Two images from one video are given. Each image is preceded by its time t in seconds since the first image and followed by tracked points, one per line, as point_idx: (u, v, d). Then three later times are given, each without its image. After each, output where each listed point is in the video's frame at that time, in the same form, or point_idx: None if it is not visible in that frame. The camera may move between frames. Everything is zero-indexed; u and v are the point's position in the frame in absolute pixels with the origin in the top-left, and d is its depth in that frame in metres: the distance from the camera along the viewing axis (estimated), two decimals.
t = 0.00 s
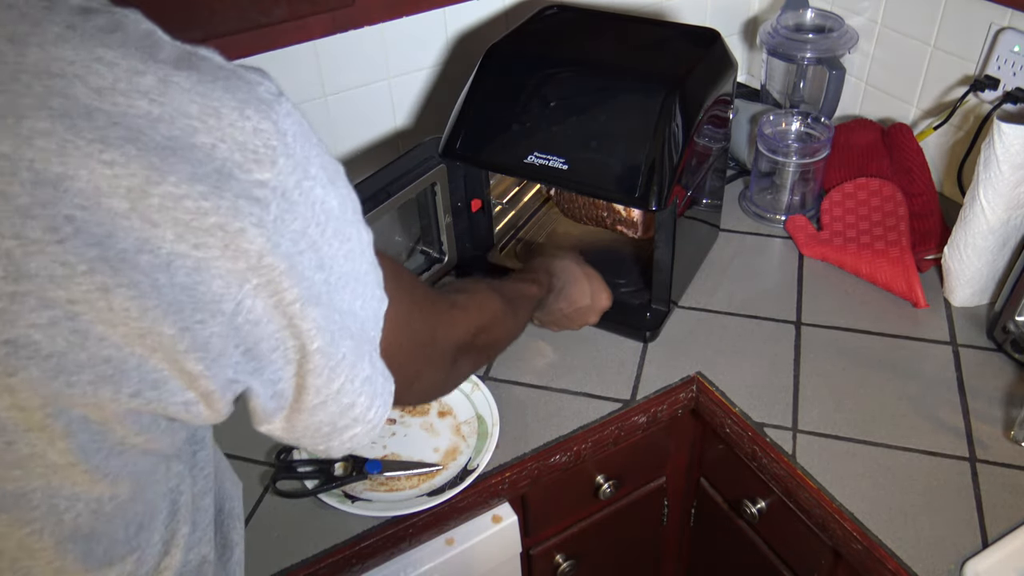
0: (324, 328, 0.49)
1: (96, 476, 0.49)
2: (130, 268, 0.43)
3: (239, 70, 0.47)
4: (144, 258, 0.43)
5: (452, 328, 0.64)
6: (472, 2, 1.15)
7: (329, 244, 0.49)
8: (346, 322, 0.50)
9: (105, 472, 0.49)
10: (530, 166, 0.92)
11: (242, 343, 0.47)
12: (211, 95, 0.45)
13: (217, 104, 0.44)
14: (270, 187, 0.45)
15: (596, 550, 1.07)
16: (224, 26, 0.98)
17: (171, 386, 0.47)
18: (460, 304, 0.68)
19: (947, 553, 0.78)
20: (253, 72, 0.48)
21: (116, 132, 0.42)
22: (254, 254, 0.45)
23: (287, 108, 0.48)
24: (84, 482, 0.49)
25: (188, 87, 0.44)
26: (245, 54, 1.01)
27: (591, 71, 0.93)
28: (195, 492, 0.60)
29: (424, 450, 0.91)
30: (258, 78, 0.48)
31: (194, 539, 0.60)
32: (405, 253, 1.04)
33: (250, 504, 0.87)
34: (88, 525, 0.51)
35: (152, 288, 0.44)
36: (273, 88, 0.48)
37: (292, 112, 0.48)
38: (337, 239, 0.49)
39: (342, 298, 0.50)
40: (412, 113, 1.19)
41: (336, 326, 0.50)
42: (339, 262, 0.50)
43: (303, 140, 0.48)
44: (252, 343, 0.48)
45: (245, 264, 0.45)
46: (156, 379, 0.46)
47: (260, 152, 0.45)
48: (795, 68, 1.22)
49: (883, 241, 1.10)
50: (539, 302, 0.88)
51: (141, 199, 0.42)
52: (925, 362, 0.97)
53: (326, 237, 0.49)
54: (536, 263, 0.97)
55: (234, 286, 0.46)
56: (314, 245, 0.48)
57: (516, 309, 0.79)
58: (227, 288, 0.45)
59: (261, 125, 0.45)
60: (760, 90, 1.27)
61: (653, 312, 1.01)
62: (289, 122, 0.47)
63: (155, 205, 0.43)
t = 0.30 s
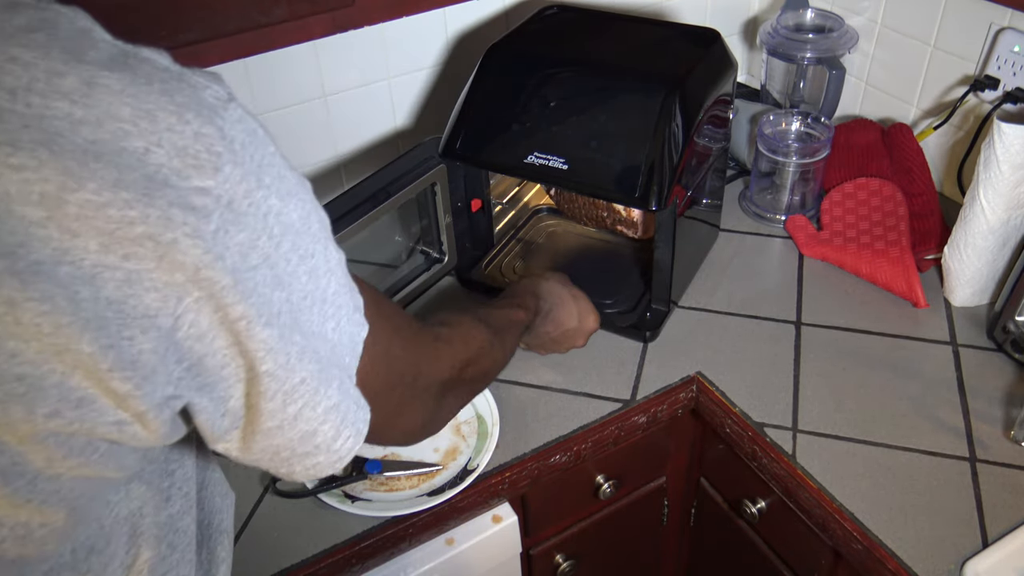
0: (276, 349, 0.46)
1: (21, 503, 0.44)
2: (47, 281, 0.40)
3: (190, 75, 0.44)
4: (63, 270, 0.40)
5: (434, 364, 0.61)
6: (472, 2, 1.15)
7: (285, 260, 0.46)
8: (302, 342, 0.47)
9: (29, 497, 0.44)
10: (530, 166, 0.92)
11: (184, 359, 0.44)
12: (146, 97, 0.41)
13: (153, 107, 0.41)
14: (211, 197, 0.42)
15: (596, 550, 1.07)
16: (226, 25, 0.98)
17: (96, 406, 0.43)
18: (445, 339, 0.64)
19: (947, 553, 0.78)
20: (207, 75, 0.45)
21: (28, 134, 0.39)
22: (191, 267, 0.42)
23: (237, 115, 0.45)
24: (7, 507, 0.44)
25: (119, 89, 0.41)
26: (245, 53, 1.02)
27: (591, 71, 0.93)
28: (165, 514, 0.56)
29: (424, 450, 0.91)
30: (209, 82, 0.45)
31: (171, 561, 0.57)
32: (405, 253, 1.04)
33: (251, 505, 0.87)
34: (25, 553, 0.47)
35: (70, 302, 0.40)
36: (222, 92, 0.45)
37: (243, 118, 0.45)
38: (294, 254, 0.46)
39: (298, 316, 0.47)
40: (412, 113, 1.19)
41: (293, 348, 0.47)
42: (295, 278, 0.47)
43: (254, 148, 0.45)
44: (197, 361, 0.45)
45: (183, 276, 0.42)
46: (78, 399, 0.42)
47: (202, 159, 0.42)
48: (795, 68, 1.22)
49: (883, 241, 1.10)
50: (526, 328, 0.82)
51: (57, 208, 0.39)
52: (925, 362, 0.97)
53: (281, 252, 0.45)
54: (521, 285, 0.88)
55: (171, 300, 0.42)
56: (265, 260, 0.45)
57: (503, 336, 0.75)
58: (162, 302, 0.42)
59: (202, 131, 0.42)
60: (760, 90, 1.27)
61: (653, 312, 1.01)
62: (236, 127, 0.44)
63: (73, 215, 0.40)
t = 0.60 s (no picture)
0: (247, 364, 0.44)
1: None
2: None
3: (151, 76, 0.44)
4: (7, 292, 0.39)
5: (437, 363, 0.60)
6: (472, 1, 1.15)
7: (258, 268, 0.45)
8: (278, 353, 0.46)
9: None
10: (530, 166, 0.92)
11: (149, 380, 0.43)
12: (95, 103, 0.41)
13: (103, 113, 0.41)
14: (170, 207, 0.41)
15: (596, 550, 1.07)
16: (225, 25, 0.99)
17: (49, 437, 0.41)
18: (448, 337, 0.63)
19: (947, 553, 0.78)
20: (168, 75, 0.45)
21: None
22: (149, 283, 0.41)
23: (201, 117, 0.44)
24: None
25: (64, 94, 0.40)
26: (244, 53, 1.02)
27: (591, 71, 0.93)
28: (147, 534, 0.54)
29: (424, 450, 0.91)
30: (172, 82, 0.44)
31: None
32: (405, 253, 1.04)
33: (251, 506, 0.87)
34: None
35: (13, 328, 0.39)
36: (185, 93, 0.44)
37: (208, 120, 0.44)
38: (267, 263, 0.45)
39: (274, 328, 0.46)
40: (412, 113, 1.19)
41: (269, 362, 0.45)
42: (269, 287, 0.45)
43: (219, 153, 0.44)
44: (162, 381, 0.44)
45: (141, 293, 0.41)
46: (29, 429, 0.41)
47: (161, 166, 0.41)
48: (795, 68, 1.22)
49: (883, 241, 1.10)
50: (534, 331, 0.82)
51: None
52: (925, 363, 0.97)
53: (251, 262, 0.44)
54: (526, 290, 0.88)
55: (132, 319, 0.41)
56: (234, 271, 0.44)
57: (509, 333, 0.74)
58: (121, 323, 0.41)
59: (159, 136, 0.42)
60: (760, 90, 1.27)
61: (653, 312, 1.02)
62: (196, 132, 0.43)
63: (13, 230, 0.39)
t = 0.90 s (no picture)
0: (232, 398, 0.42)
1: None
2: None
3: (135, 96, 0.41)
4: None
5: (438, 392, 0.59)
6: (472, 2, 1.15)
7: (244, 297, 0.42)
8: (266, 387, 0.44)
9: None
10: (530, 166, 0.92)
11: (130, 411, 0.41)
12: (73, 126, 0.39)
13: (81, 137, 0.39)
14: (150, 235, 0.39)
15: (596, 550, 1.07)
16: (225, 25, 0.99)
17: (27, 468, 0.40)
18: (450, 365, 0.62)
19: (947, 553, 0.78)
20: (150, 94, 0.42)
21: None
22: (127, 314, 0.39)
23: (187, 139, 0.42)
24: None
25: (41, 117, 0.38)
26: (244, 53, 1.02)
27: (591, 72, 0.93)
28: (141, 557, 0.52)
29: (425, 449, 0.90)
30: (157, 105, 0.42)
31: None
32: (405, 253, 1.04)
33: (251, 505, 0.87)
34: None
35: None
36: (171, 114, 0.42)
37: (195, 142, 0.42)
38: (254, 291, 0.43)
39: (262, 360, 0.43)
40: (412, 113, 1.19)
41: (256, 397, 0.43)
42: (258, 318, 0.43)
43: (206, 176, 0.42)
44: (142, 414, 0.42)
45: (120, 324, 0.39)
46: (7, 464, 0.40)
47: (142, 194, 0.39)
48: (795, 68, 1.22)
49: (883, 241, 1.10)
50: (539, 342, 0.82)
51: None
52: (925, 363, 0.97)
53: (237, 292, 0.42)
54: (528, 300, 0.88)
55: (110, 351, 0.40)
56: (219, 301, 0.41)
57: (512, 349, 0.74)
58: (100, 354, 0.39)
59: (139, 161, 0.40)
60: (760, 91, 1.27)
61: (653, 312, 1.02)
62: (181, 156, 0.41)
63: None
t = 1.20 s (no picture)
0: (179, 436, 0.38)
1: None
2: None
3: (112, 113, 0.38)
4: None
5: None
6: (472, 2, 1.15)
7: (213, 329, 0.39)
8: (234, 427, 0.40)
9: None
10: (530, 166, 0.92)
11: (74, 452, 0.37)
12: (48, 134, 0.35)
13: (54, 146, 0.35)
14: (112, 253, 0.36)
15: (596, 550, 1.07)
16: (225, 25, 0.99)
17: None
18: (432, 543, 0.56)
19: (947, 553, 0.77)
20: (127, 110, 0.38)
21: None
22: (80, 334, 0.35)
23: (173, 160, 0.39)
24: None
25: (15, 123, 0.35)
26: (244, 54, 1.02)
27: (591, 72, 0.93)
28: None
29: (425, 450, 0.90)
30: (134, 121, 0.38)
31: None
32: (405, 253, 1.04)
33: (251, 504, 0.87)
34: None
35: None
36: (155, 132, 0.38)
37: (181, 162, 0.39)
38: (227, 324, 0.40)
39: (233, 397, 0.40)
40: (413, 113, 1.19)
41: (223, 434, 0.40)
42: (230, 351, 0.40)
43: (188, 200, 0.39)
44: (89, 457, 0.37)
45: (72, 344, 0.35)
46: None
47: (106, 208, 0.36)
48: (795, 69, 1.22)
49: (883, 241, 1.10)
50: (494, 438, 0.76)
51: None
52: (925, 363, 0.97)
53: (207, 321, 0.39)
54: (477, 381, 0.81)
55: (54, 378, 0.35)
56: (187, 329, 0.38)
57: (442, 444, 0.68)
58: (46, 383, 0.35)
59: (109, 177, 0.36)
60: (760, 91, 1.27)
61: (653, 312, 1.02)
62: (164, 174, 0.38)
63: None
